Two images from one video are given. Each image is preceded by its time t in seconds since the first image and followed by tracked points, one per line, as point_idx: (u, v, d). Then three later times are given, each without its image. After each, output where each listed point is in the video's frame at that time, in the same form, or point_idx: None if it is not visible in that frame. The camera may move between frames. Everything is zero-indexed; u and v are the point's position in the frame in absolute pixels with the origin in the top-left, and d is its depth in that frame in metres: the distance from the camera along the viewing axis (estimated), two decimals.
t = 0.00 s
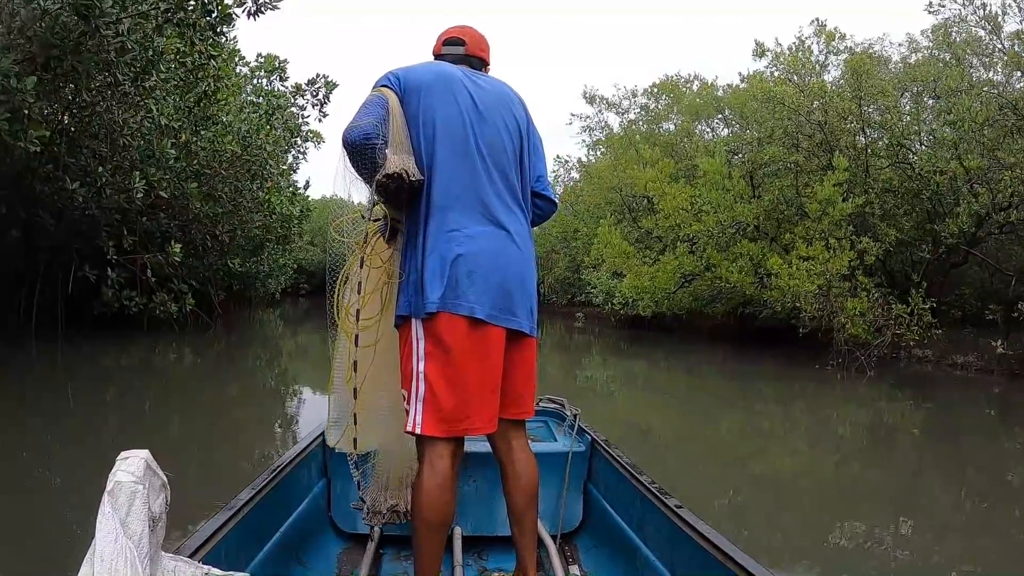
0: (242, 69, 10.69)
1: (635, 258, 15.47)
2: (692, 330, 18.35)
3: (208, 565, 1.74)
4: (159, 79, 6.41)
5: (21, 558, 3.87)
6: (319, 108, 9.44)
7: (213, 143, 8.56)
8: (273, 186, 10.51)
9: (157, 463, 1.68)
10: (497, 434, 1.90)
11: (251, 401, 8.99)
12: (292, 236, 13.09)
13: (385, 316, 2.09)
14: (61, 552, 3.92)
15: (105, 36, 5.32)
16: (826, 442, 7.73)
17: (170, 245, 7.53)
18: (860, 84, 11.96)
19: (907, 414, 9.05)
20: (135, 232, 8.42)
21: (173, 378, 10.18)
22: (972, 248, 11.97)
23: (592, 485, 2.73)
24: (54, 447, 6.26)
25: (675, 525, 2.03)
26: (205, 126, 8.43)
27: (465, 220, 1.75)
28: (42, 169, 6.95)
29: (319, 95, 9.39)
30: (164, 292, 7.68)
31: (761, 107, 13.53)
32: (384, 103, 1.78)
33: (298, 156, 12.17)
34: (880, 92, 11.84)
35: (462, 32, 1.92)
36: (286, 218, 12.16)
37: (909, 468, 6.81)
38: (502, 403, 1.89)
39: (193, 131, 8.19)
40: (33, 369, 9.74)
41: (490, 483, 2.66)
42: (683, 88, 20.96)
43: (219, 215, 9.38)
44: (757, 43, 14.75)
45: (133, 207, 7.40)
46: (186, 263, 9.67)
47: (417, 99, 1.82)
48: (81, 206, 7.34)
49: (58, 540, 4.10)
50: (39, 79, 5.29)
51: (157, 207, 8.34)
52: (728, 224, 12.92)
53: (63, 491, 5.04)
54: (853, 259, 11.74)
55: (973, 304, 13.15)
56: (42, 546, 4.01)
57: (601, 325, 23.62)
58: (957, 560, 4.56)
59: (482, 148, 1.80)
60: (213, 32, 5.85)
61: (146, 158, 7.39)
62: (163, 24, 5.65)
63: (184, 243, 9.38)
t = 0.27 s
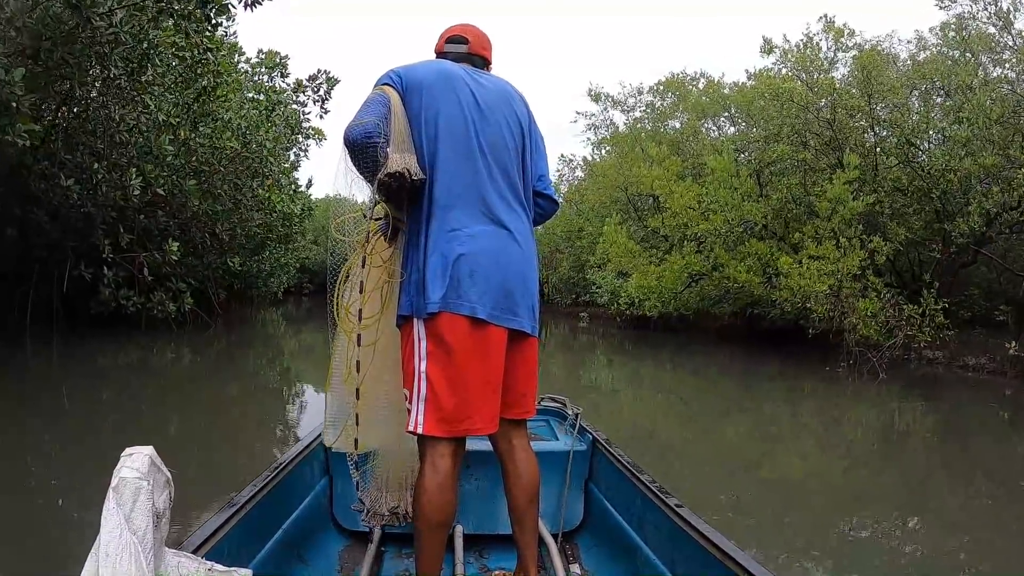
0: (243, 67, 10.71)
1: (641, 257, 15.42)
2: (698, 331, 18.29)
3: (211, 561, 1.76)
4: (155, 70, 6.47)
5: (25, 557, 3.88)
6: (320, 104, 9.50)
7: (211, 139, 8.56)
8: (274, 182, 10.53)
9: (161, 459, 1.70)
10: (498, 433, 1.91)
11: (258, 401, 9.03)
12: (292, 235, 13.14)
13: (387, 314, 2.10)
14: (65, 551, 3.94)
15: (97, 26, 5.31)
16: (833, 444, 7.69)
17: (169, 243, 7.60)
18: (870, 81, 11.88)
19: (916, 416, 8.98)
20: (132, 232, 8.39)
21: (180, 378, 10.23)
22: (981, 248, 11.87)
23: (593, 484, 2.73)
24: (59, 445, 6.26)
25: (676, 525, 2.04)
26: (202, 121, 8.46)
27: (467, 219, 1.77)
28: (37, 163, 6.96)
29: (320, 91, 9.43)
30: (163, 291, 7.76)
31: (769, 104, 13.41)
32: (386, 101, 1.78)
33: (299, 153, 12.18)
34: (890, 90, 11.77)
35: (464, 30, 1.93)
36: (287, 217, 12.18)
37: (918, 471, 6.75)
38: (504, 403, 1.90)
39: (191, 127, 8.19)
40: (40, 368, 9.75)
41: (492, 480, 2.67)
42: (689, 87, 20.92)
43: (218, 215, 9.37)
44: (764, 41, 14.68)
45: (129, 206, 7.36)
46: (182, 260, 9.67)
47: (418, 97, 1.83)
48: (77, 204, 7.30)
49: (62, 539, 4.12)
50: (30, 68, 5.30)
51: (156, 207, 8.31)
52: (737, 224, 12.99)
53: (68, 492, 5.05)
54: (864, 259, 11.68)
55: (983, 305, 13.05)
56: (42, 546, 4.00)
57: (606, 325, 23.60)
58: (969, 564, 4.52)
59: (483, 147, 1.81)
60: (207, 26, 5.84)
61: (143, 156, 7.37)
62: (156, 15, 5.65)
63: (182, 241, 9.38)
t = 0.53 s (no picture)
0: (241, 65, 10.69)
1: (646, 253, 15.35)
2: (704, 328, 18.23)
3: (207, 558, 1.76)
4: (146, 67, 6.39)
5: (27, 559, 3.89)
6: (318, 100, 9.49)
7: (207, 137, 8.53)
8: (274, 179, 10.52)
9: (157, 456, 1.70)
10: (496, 433, 1.90)
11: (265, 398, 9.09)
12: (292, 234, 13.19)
13: (386, 313, 2.10)
14: (66, 553, 3.94)
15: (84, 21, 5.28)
16: (840, 442, 7.64)
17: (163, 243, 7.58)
18: (877, 74, 11.76)
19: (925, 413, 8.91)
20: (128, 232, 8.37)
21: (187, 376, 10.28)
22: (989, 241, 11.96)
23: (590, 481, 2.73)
24: (55, 447, 6.30)
25: (671, 523, 2.03)
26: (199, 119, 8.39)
27: (466, 218, 1.76)
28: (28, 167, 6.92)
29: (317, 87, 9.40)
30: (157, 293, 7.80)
31: (774, 97, 13.28)
32: (385, 97, 1.77)
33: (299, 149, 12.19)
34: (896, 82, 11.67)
35: (464, 24, 1.92)
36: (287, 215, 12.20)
37: (926, 468, 6.70)
38: (503, 403, 1.89)
39: (186, 125, 8.16)
40: (46, 368, 9.80)
41: (487, 478, 2.69)
42: (693, 81, 20.85)
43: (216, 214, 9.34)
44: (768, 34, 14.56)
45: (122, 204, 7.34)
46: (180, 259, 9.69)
47: (417, 94, 1.82)
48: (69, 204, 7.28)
49: (62, 541, 4.12)
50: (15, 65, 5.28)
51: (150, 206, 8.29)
52: (743, 219, 12.83)
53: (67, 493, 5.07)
54: (875, 254, 11.56)
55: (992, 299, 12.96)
56: (44, 548, 4.00)
57: (611, 322, 23.57)
58: (977, 563, 4.47)
59: (483, 144, 1.80)
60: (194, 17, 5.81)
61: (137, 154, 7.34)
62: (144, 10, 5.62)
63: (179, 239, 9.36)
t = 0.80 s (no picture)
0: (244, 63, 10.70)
1: (656, 248, 15.23)
2: (716, 323, 18.10)
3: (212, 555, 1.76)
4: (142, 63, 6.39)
5: (36, 562, 3.91)
6: (320, 97, 9.50)
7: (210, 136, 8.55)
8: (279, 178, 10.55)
9: (161, 453, 1.70)
10: (501, 428, 1.89)
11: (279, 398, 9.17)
12: (298, 234, 13.25)
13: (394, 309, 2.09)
14: (74, 555, 3.95)
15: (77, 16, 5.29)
16: (855, 438, 7.55)
17: (163, 243, 7.62)
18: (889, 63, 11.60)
19: (943, 408, 8.78)
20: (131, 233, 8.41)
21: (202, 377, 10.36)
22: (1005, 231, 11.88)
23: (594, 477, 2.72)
24: (66, 448, 6.36)
25: (675, 518, 2.01)
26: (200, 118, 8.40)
27: (473, 213, 1.75)
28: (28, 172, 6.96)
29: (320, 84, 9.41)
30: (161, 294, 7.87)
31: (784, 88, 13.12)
32: (395, 91, 1.76)
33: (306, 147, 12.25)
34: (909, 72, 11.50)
35: (474, 20, 1.90)
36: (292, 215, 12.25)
37: (944, 463, 6.61)
38: (509, 399, 1.88)
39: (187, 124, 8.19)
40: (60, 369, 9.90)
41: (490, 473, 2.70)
42: (701, 74, 20.70)
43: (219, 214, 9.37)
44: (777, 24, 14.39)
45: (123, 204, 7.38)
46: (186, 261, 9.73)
47: (425, 88, 1.80)
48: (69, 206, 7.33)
49: (69, 544, 4.13)
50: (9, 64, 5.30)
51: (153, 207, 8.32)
52: (756, 212, 12.61)
53: (74, 495, 5.12)
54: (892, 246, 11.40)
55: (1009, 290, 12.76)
56: (51, 552, 4.02)
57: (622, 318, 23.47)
58: (997, 559, 4.40)
59: (491, 141, 1.79)
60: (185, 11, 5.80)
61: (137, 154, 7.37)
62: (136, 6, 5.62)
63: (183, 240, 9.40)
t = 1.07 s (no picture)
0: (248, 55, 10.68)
1: (666, 244, 15.13)
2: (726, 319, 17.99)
3: (213, 551, 1.76)
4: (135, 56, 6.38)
5: (43, 564, 3.92)
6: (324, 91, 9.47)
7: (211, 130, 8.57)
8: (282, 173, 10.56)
9: (161, 452, 1.69)
10: (504, 424, 1.87)
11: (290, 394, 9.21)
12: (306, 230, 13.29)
13: (398, 305, 2.08)
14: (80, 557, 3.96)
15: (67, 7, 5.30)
16: (867, 436, 7.47)
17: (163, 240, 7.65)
18: (903, 54, 11.42)
19: (957, 405, 8.68)
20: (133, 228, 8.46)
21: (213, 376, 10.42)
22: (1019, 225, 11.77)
23: (595, 473, 2.71)
24: (78, 447, 6.40)
25: (676, 512, 1.99)
26: (200, 112, 8.43)
27: (477, 210, 1.73)
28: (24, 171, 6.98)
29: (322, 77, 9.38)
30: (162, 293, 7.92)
31: (794, 80, 12.95)
32: (400, 88, 1.74)
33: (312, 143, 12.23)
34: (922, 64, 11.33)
35: (478, 17, 1.88)
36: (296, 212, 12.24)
37: (957, 461, 6.53)
38: (512, 395, 1.85)
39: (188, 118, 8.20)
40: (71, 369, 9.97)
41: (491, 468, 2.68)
42: (709, 67, 20.55)
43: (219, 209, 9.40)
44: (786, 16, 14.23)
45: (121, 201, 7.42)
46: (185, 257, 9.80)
47: (429, 85, 1.78)
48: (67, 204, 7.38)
49: (76, 547, 4.15)
50: None
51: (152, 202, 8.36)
52: (768, 208, 12.60)
53: (81, 494, 5.16)
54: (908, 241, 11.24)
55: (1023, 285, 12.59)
56: (59, 555, 4.03)
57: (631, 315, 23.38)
58: (1010, 557, 4.35)
59: (495, 138, 1.77)
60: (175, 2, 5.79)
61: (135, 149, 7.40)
62: None
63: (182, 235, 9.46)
